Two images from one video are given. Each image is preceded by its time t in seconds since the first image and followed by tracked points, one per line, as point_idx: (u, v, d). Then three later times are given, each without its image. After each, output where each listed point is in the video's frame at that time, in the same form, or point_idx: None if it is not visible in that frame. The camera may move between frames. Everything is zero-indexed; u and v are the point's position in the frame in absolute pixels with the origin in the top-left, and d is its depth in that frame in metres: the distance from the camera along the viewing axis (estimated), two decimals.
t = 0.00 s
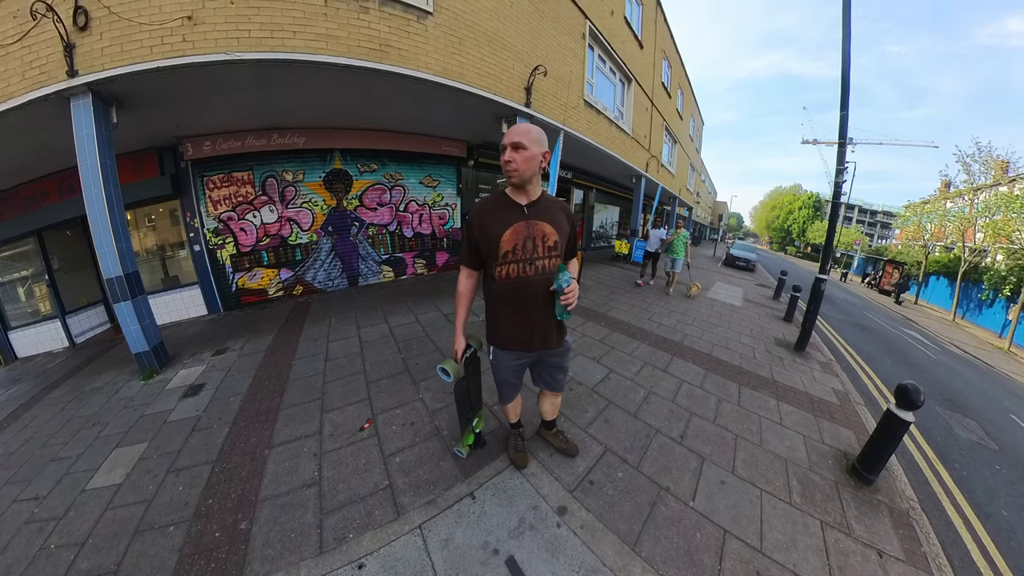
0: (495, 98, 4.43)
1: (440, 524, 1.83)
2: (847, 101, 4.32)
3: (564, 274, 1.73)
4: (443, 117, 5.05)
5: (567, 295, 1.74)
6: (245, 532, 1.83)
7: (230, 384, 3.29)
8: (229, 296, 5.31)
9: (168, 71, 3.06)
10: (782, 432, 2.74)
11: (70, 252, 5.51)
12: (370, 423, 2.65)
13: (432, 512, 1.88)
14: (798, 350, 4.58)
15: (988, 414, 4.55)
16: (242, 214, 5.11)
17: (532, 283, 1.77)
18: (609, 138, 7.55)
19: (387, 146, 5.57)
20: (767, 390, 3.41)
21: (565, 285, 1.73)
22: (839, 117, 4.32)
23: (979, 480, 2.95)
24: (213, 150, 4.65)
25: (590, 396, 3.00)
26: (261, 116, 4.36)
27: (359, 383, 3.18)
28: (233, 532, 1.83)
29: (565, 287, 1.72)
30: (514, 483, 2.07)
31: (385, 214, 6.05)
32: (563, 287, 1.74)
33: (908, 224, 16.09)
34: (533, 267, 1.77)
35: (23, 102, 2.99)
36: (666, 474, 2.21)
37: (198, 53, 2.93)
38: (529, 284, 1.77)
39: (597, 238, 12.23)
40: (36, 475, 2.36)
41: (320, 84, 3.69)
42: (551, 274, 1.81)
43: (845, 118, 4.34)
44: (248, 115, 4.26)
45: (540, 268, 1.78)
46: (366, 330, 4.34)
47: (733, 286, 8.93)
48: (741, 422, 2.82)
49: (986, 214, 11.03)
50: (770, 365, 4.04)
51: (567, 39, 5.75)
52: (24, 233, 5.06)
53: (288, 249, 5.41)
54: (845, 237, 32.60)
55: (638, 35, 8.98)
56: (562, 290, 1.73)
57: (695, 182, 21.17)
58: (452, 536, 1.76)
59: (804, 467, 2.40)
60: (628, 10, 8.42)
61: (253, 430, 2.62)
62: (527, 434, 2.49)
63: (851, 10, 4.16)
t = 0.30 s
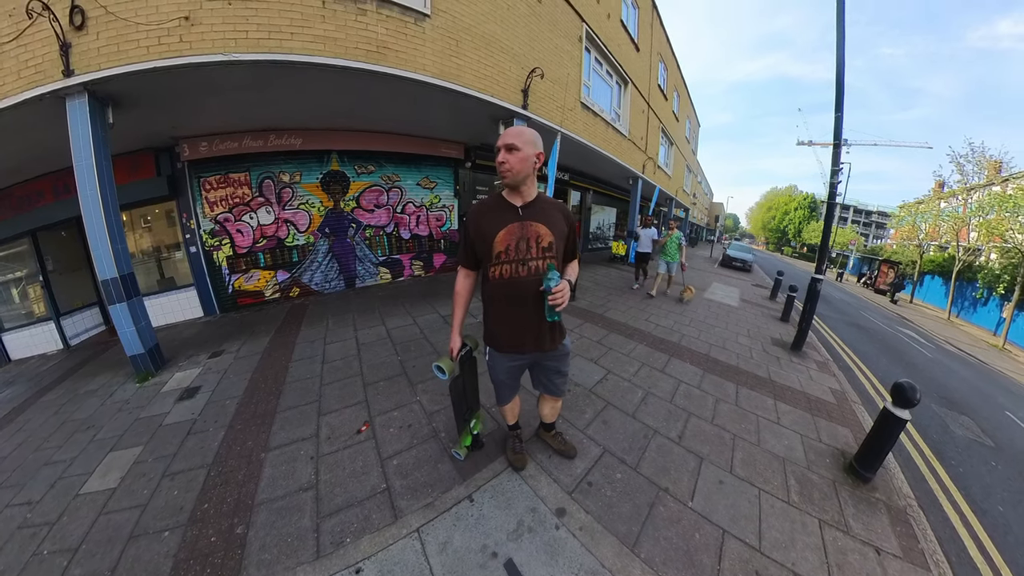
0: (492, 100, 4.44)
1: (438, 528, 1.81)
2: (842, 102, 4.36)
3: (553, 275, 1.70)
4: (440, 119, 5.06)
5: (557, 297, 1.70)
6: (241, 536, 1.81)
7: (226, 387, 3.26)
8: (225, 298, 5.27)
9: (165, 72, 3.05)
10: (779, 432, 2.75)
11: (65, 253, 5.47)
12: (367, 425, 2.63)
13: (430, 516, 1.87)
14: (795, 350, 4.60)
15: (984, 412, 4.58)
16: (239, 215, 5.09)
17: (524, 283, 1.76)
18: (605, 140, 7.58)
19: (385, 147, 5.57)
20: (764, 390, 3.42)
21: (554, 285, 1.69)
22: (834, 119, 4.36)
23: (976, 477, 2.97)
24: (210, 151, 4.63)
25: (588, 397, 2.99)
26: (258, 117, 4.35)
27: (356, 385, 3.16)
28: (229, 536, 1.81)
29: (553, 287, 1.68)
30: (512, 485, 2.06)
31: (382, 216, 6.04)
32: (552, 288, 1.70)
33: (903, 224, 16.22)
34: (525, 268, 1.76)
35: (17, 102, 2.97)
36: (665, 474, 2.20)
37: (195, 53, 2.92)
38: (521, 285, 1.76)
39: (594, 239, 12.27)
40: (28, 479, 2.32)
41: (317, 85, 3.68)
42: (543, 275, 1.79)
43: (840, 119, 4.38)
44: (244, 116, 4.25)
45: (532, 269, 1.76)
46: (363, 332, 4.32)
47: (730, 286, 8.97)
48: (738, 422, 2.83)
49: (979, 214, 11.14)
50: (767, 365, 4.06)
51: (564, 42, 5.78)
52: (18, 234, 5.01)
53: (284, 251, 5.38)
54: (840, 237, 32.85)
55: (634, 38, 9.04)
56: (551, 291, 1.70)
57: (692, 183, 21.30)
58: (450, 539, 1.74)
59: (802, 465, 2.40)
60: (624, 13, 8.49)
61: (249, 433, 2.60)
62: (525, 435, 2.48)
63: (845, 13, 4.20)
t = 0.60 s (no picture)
0: (490, 99, 4.43)
1: (438, 527, 1.81)
2: (841, 102, 4.37)
3: (551, 274, 1.69)
4: (439, 118, 5.06)
5: (555, 296, 1.69)
6: (241, 536, 1.81)
7: (225, 387, 3.25)
8: (223, 298, 5.26)
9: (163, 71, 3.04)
10: (778, 430, 2.76)
11: (63, 253, 5.45)
12: (366, 425, 2.63)
13: (429, 515, 1.87)
14: (793, 349, 4.61)
15: (982, 410, 4.61)
16: (237, 215, 5.07)
17: (521, 282, 1.76)
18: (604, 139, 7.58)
19: (384, 147, 5.56)
20: (762, 388, 3.43)
21: (553, 285, 1.69)
22: (833, 118, 4.37)
23: (973, 475, 2.99)
24: (208, 150, 4.62)
25: (587, 396, 3.00)
26: (256, 116, 4.33)
27: (355, 385, 3.16)
28: (228, 536, 1.81)
29: (551, 287, 1.68)
30: (511, 484, 2.06)
31: (381, 215, 6.04)
32: (550, 287, 1.69)
33: (902, 224, 16.26)
34: (523, 267, 1.75)
35: (13, 101, 2.95)
36: (664, 473, 2.21)
37: (193, 52, 2.91)
38: (519, 285, 1.76)
39: (593, 239, 12.29)
40: (26, 481, 2.32)
41: (316, 84, 3.68)
42: (541, 274, 1.79)
43: (839, 119, 4.39)
44: (243, 115, 4.24)
45: (530, 268, 1.76)
46: (362, 331, 4.32)
47: (729, 285, 8.99)
48: (737, 421, 2.84)
49: (977, 213, 11.18)
50: (766, 364, 4.07)
51: (563, 41, 5.77)
52: (15, 234, 4.99)
53: (283, 251, 5.37)
54: (838, 237, 32.94)
55: (633, 37, 9.04)
56: (549, 290, 1.69)
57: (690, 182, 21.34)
58: (450, 538, 1.75)
59: (800, 463, 2.41)
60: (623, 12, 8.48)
61: (248, 433, 2.59)
62: (524, 434, 2.48)
63: (844, 12, 4.21)
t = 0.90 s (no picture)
0: (490, 97, 4.43)
1: (438, 524, 1.82)
2: (841, 100, 4.36)
3: (551, 272, 1.70)
4: (439, 116, 5.05)
5: (556, 294, 1.70)
6: (241, 535, 1.81)
7: (225, 386, 3.26)
8: (223, 297, 5.26)
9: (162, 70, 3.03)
10: (777, 429, 2.77)
11: (62, 253, 5.44)
12: (366, 423, 2.64)
13: (429, 513, 1.88)
14: (792, 348, 4.62)
15: (980, 410, 4.62)
16: (236, 214, 5.06)
17: (522, 281, 1.77)
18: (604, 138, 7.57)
19: (383, 145, 5.54)
20: (761, 387, 3.43)
21: (553, 283, 1.70)
22: (833, 117, 4.37)
23: (971, 474, 3.00)
24: (207, 149, 4.59)
25: (586, 394, 3.01)
26: (255, 115, 4.33)
27: (355, 384, 3.17)
28: (229, 535, 1.82)
29: (552, 285, 1.69)
30: (510, 482, 2.07)
31: (380, 214, 6.03)
32: (551, 284, 1.70)
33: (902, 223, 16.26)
34: (523, 265, 1.76)
35: (12, 101, 2.95)
36: (663, 471, 2.22)
37: (192, 50, 2.91)
38: (519, 283, 1.77)
39: (593, 238, 12.29)
40: (27, 481, 2.32)
41: (315, 83, 3.67)
42: (541, 272, 1.79)
43: (840, 118, 4.39)
44: (242, 114, 4.24)
45: (530, 266, 1.76)
46: (362, 330, 4.32)
47: (729, 284, 9.00)
48: (736, 419, 2.85)
49: (977, 213, 11.18)
50: (766, 363, 4.08)
51: (563, 38, 5.75)
52: (14, 234, 4.99)
53: (283, 250, 5.37)
54: (838, 236, 32.92)
55: (633, 35, 9.01)
56: (550, 288, 1.70)
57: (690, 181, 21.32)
58: (450, 535, 1.76)
59: (798, 462, 2.42)
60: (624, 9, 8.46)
61: (248, 432, 2.60)
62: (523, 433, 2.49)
63: (844, 11, 4.20)
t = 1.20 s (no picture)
0: (490, 95, 4.43)
1: (438, 522, 1.83)
2: (842, 99, 4.36)
3: (555, 273, 1.71)
4: (438, 114, 5.05)
5: (558, 295, 1.71)
6: (242, 534, 1.82)
7: (225, 385, 3.26)
8: (223, 296, 5.26)
9: (160, 68, 3.03)
10: (776, 428, 2.77)
11: (61, 253, 5.44)
12: (366, 422, 2.64)
13: (430, 510, 1.89)
14: (792, 347, 4.63)
15: (979, 409, 4.63)
16: (235, 213, 5.06)
17: (523, 281, 1.77)
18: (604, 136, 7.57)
19: (382, 143, 5.54)
20: (760, 386, 3.44)
21: (556, 284, 1.71)
22: (834, 116, 4.37)
23: (969, 473, 3.02)
24: (206, 148, 4.60)
25: (586, 393, 3.01)
26: (254, 113, 4.32)
27: (355, 382, 3.17)
28: (230, 533, 1.82)
29: (556, 286, 1.71)
30: (510, 480, 2.08)
31: (380, 212, 6.03)
32: (554, 284, 1.71)
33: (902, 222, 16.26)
34: (524, 265, 1.76)
35: (9, 100, 2.94)
36: (662, 469, 2.22)
37: (190, 49, 2.90)
38: (521, 282, 1.77)
39: (593, 236, 12.28)
40: (28, 481, 2.32)
41: (314, 81, 3.67)
42: (544, 272, 1.80)
43: (840, 116, 4.39)
44: (241, 112, 4.23)
45: (532, 266, 1.77)
46: (362, 328, 4.33)
47: (728, 283, 9.01)
48: (735, 417, 2.85)
49: (977, 213, 11.19)
50: (765, 362, 4.08)
51: (562, 36, 5.74)
52: (13, 234, 4.99)
53: (282, 248, 5.37)
54: (838, 235, 32.92)
55: (634, 33, 8.99)
56: (554, 288, 1.71)
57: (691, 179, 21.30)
58: (450, 533, 1.76)
59: (797, 460, 2.43)
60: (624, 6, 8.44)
61: (249, 431, 2.60)
62: (523, 431, 2.50)
63: (846, 9, 4.19)
